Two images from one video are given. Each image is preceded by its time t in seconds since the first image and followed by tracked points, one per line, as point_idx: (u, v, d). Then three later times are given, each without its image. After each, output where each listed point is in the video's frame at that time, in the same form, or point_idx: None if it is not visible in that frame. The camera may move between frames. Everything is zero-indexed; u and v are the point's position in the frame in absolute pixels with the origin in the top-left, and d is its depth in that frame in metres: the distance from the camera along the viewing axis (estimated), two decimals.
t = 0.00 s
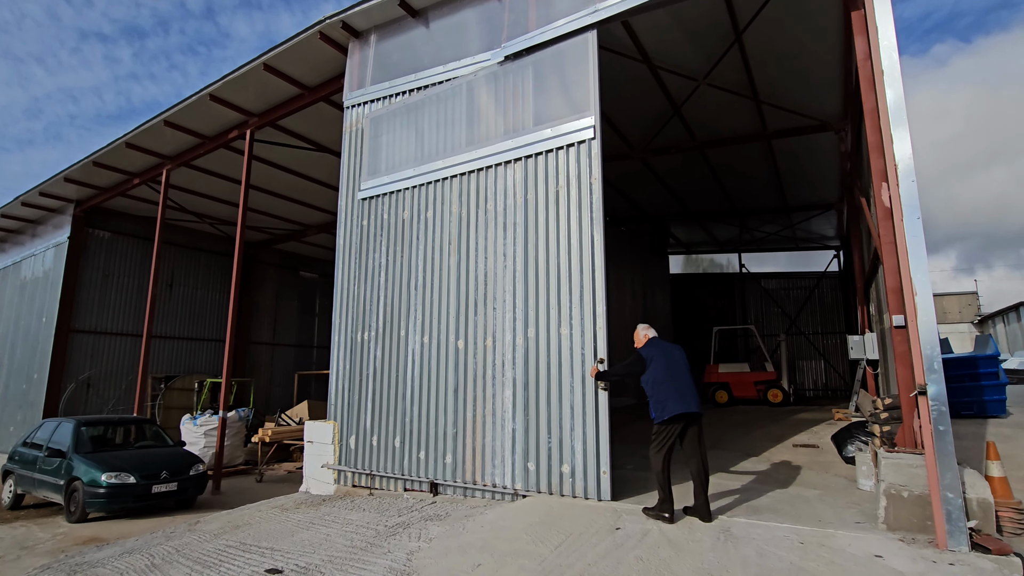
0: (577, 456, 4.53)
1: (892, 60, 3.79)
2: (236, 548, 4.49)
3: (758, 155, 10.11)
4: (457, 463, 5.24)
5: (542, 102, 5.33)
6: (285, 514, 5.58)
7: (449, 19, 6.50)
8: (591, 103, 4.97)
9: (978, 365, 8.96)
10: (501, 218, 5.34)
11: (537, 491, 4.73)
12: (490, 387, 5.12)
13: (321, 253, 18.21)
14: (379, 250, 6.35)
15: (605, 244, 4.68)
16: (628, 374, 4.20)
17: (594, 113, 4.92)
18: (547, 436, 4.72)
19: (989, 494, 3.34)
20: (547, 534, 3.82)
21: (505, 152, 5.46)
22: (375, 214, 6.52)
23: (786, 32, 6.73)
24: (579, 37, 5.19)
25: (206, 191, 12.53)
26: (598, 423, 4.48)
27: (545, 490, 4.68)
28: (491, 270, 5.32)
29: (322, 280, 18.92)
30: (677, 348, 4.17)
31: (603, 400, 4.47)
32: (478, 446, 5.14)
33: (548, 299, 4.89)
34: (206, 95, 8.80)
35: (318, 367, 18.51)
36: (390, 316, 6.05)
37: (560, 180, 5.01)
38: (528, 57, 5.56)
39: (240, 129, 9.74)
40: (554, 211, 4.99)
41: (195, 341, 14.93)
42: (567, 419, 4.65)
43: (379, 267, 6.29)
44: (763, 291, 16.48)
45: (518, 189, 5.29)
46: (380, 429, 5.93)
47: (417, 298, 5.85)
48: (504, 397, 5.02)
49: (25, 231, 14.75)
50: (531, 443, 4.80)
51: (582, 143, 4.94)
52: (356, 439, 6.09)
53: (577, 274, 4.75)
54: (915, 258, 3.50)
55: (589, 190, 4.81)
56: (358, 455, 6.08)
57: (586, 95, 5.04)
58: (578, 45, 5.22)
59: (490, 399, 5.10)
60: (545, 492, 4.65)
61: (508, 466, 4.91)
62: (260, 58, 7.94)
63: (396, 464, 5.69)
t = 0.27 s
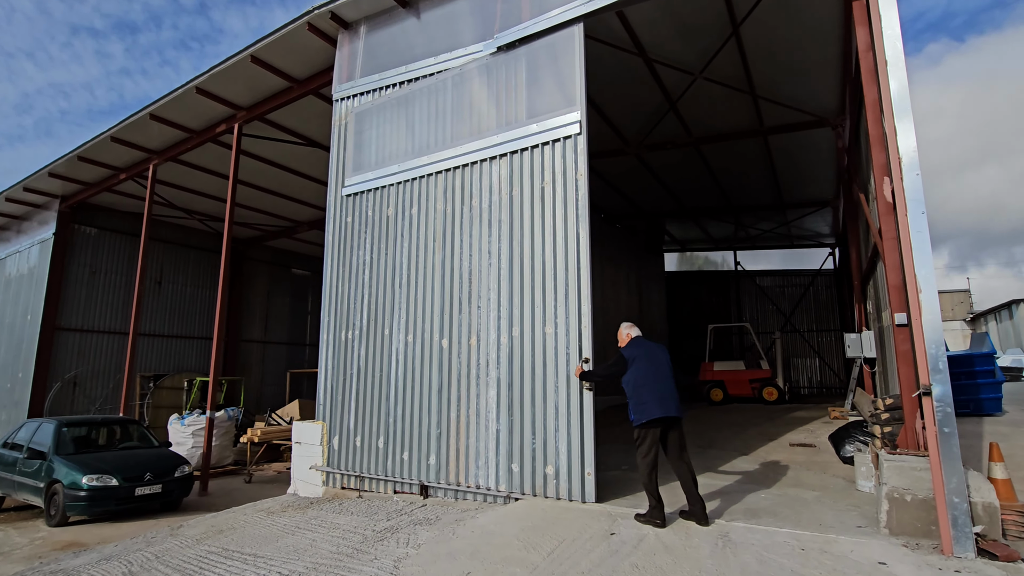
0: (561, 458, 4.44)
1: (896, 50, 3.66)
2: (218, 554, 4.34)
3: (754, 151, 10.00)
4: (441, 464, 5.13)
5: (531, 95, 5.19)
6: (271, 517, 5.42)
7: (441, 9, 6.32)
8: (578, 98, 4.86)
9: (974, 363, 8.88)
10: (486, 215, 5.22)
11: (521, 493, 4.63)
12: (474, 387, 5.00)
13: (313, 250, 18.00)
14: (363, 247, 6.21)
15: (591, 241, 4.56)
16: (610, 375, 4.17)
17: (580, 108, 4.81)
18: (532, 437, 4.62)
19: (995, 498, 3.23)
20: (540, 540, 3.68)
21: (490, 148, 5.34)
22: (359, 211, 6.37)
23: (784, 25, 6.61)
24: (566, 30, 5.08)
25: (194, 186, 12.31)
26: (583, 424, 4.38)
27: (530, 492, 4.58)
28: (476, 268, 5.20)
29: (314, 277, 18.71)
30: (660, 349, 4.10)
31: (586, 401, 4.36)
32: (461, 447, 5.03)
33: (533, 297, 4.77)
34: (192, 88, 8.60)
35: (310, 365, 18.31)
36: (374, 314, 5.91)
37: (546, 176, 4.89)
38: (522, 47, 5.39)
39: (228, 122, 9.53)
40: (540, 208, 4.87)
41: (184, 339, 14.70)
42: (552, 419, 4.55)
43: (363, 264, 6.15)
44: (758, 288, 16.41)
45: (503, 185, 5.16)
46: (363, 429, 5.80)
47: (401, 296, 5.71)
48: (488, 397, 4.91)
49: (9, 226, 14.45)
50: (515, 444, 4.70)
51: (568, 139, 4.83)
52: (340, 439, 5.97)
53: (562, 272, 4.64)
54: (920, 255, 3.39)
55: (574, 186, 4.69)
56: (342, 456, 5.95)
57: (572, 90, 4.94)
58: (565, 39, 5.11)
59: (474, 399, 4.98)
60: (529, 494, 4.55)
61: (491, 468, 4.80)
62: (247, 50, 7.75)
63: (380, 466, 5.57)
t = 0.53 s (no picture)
0: (539, 459, 4.33)
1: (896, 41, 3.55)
2: (194, 558, 4.19)
3: (749, 149, 9.90)
4: (419, 465, 5.02)
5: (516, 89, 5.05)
6: (252, 519, 5.27)
7: None
8: (560, 93, 4.73)
9: (967, 365, 8.78)
10: (466, 211, 5.10)
11: (498, 495, 4.53)
12: (453, 387, 4.89)
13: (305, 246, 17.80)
14: (344, 244, 6.08)
15: (572, 239, 4.44)
16: (588, 375, 4.07)
17: (561, 103, 4.68)
18: (510, 439, 4.51)
19: (994, 504, 3.13)
20: (526, 546, 3.56)
21: (472, 143, 5.21)
22: (340, 206, 6.23)
23: (781, 18, 6.50)
24: (550, 24, 4.98)
25: (182, 180, 12.11)
26: (562, 426, 4.27)
27: (508, 494, 4.47)
28: (456, 265, 5.08)
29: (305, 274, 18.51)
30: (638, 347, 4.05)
31: (565, 402, 4.26)
32: (440, 448, 4.92)
33: (512, 295, 4.66)
34: (178, 79, 8.41)
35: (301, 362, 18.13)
36: (354, 312, 5.79)
37: (527, 171, 4.77)
38: (512, 39, 5.22)
39: (215, 115, 9.34)
40: (520, 204, 4.75)
41: (172, 336, 14.49)
42: (530, 421, 4.44)
43: (344, 261, 6.02)
44: (752, 288, 16.35)
45: (484, 181, 5.04)
46: (343, 428, 5.69)
47: (382, 294, 5.58)
48: (467, 397, 4.79)
49: None
50: (493, 445, 4.59)
51: (549, 134, 4.69)
52: (319, 439, 5.85)
53: (541, 269, 4.52)
54: (919, 255, 3.27)
55: (554, 182, 4.56)
56: (321, 455, 5.83)
57: (553, 85, 4.83)
58: (548, 33, 5.01)
59: (453, 398, 4.87)
60: (506, 496, 4.45)
61: (469, 469, 4.70)
62: (233, 41, 7.57)
63: (360, 466, 5.46)
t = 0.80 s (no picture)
0: (513, 462, 4.23)
1: (890, 36, 3.42)
2: (161, 567, 4.02)
3: (740, 147, 9.82)
4: (393, 468, 4.90)
5: (496, 83, 4.89)
6: (226, 524, 5.10)
7: None
8: (538, 88, 4.60)
9: (956, 366, 8.75)
10: (443, 208, 4.97)
11: (472, 498, 4.42)
12: (427, 388, 4.77)
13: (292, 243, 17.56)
14: (319, 241, 5.92)
15: (549, 239, 4.33)
16: (564, 378, 3.97)
17: (539, 99, 4.55)
18: (484, 441, 4.41)
19: (987, 513, 3.04)
20: (505, 555, 3.42)
21: (449, 140, 5.08)
22: (317, 203, 6.07)
23: (773, 15, 6.40)
24: (529, 17, 4.81)
25: (164, 174, 11.85)
26: (536, 429, 4.18)
27: (482, 498, 4.37)
28: (432, 263, 4.95)
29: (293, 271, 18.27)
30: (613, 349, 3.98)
31: (540, 404, 4.16)
32: (414, 450, 4.80)
33: (488, 295, 4.54)
34: (157, 70, 8.19)
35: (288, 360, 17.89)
36: (329, 310, 5.63)
37: (504, 169, 4.65)
38: (498, 30, 5.01)
39: (196, 107, 9.12)
40: (497, 202, 4.64)
41: (155, 333, 14.22)
42: (504, 423, 4.33)
43: (319, 259, 5.86)
44: (742, 288, 16.31)
45: (461, 178, 4.92)
46: (317, 429, 5.54)
47: (357, 293, 5.44)
48: (442, 399, 4.68)
49: None
50: (467, 448, 4.49)
51: (527, 131, 4.58)
52: (292, 440, 5.69)
53: (517, 269, 4.41)
54: (913, 257, 3.17)
55: (531, 180, 4.46)
56: (295, 457, 5.68)
57: (532, 79, 4.68)
58: (527, 26, 4.84)
59: (428, 400, 4.75)
60: (480, 500, 4.35)
61: (443, 472, 4.59)
62: (213, 30, 7.37)
63: (333, 468, 5.32)
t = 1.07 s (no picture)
0: (487, 466, 4.11)
1: (882, 29, 3.32)
2: None
3: (727, 148, 9.79)
4: (365, 472, 4.73)
5: (474, 78, 4.77)
6: (196, 532, 4.87)
7: None
8: (516, 84, 4.50)
9: (941, 367, 8.77)
10: (418, 205, 4.83)
11: (445, 503, 4.29)
12: (401, 390, 4.62)
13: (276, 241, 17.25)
14: (291, 238, 5.72)
15: (525, 237, 4.23)
16: (539, 377, 3.86)
17: (516, 95, 4.46)
18: (458, 444, 4.27)
19: (979, 519, 2.96)
20: (485, 564, 3.26)
21: (424, 135, 4.93)
22: (289, 199, 5.86)
23: (761, 13, 6.34)
24: (508, 11, 4.70)
25: (141, 169, 11.53)
26: (511, 432, 4.07)
27: (454, 502, 4.24)
28: (406, 262, 4.80)
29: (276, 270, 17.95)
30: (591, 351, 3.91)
31: (514, 405, 4.05)
32: (386, 453, 4.65)
33: (464, 295, 4.42)
34: (131, 61, 7.92)
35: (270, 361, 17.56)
36: (301, 310, 5.44)
37: (480, 165, 4.53)
38: (481, 22, 4.85)
39: (173, 101, 8.85)
40: (473, 199, 4.51)
41: (132, 333, 13.85)
42: (478, 426, 4.21)
43: (291, 257, 5.66)
44: (729, 289, 16.34)
45: (437, 174, 4.78)
46: (287, 433, 5.34)
47: (330, 292, 5.25)
48: (416, 400, 4.54)
49: None
50: (441, 451, 4.35)
51: (503, 127, 4.48)
52: (262, 444, 5.48)
53: (493, 268, 4.30)
54: (904, 254, 3.07)
55: (507, 177, 4.35)
56: (264, 461, 5.47)
57: (511, 74, 4.57)
58: (505, 20, 4.72)
59: (401, 402, 4.61)
60: (453, 505, 4.22)
61: (416, 475, 4.45)
62: (189, 20, 7.13)
63: (304, 472, 5.13)
